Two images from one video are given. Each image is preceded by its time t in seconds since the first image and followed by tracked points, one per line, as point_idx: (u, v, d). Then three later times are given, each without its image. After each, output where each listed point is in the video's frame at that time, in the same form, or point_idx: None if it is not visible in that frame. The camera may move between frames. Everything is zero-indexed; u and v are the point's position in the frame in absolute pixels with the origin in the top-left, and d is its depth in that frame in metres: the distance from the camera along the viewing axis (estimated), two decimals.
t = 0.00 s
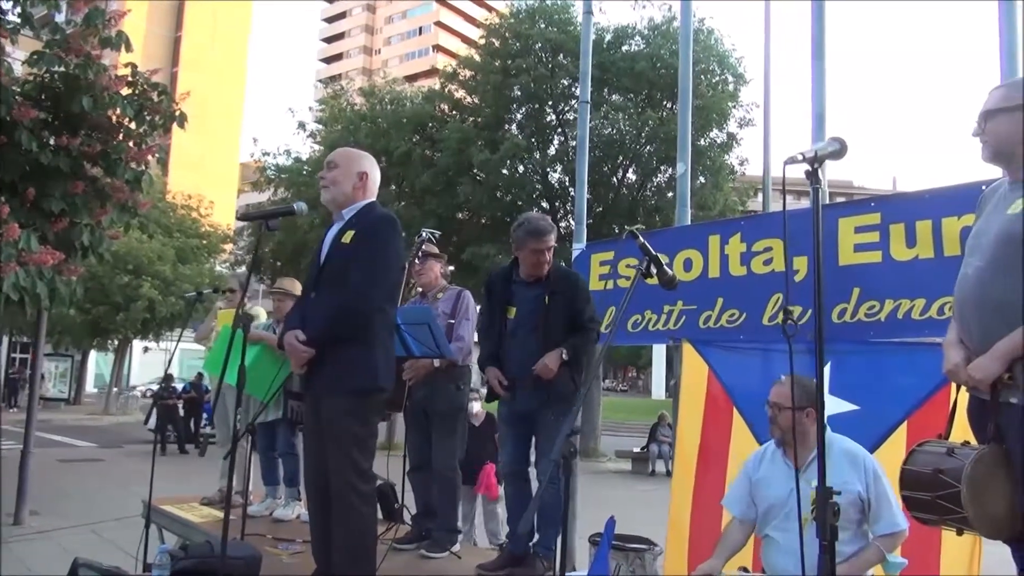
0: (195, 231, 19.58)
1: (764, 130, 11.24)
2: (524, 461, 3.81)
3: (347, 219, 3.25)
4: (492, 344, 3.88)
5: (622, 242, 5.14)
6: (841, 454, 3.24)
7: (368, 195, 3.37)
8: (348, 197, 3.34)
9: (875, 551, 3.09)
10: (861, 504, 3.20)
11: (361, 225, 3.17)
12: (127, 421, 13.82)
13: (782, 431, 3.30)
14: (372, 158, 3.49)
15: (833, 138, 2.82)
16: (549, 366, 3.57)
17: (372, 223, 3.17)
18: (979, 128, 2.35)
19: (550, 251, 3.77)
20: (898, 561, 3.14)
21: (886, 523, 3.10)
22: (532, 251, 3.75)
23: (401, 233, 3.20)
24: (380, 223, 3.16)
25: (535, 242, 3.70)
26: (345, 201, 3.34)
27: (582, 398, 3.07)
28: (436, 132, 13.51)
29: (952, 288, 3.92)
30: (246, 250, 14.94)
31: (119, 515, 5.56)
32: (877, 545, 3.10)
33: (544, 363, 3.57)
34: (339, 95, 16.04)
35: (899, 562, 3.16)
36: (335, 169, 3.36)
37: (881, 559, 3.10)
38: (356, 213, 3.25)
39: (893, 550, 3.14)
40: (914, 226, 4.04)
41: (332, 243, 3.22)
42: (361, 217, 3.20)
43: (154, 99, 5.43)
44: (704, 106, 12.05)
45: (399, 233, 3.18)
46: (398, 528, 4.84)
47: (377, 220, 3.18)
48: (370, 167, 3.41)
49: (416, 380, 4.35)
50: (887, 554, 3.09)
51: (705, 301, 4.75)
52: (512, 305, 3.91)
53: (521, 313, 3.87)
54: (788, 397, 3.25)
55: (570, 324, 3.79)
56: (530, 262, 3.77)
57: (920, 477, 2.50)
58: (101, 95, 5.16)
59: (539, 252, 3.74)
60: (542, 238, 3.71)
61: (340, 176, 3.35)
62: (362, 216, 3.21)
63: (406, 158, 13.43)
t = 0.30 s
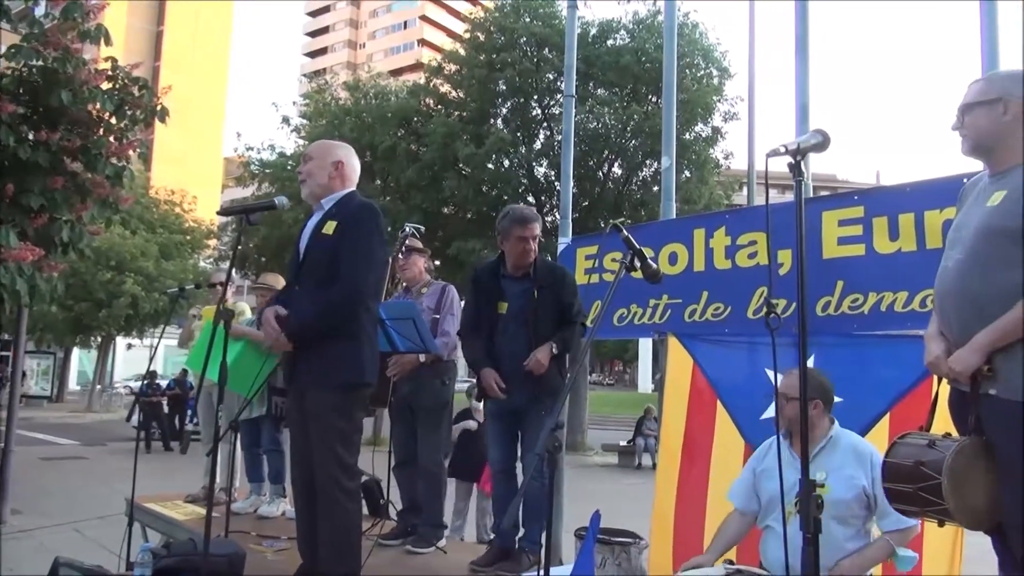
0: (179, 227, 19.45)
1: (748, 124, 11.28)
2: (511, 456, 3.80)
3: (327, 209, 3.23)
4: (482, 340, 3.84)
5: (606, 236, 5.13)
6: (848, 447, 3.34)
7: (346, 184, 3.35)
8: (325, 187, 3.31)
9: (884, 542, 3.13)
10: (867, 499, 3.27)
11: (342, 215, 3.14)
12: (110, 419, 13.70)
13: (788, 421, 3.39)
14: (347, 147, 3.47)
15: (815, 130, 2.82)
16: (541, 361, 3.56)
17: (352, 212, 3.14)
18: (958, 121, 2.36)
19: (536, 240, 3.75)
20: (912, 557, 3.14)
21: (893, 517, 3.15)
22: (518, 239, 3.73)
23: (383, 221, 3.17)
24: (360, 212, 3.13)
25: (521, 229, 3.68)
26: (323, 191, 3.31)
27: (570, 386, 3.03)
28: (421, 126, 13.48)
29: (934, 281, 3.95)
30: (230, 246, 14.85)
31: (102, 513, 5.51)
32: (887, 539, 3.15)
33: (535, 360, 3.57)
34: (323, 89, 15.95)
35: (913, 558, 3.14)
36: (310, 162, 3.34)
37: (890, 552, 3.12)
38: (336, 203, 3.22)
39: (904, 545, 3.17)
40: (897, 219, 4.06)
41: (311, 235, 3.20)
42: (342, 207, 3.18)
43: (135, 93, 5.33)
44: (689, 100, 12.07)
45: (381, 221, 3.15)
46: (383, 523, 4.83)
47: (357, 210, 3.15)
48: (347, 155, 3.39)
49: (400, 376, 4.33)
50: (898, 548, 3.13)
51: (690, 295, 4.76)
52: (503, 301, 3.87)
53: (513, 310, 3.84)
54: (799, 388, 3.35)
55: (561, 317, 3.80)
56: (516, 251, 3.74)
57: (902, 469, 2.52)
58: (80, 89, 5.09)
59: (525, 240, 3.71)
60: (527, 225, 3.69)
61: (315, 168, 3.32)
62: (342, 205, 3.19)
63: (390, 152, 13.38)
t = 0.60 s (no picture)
0: (165, 224, 19.32)
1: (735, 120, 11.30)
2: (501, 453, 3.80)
3: (312, 196, 3.22)
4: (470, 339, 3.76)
5: (594, 232, 5.14)
6: (847, 442, 3.39)
7: (332, 175, 3.34)
8: (310, 181, 3.30)
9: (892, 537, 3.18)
10: (863, 496, 3.32)
11: (328, 198, 3.13)
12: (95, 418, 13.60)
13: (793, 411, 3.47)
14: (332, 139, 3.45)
15: (801, 126, 2.83)
16: (536, 355, 3.59)
17: (337, 190, 3.14)
18: (939, 117, 2.39)
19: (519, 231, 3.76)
20: (922, 549, 3.19)
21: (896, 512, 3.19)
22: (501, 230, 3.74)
23: (370, 208, 3.14)
24: (345, 197, 3.11)
25: (502, 218, 3.70)
26: (308, 184, 3.31)
27: (557, 382, 3.03)
28: (409, 123, 13.45)
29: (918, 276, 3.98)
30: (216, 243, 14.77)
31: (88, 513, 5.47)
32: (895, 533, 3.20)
33: (527, 356, 3.58)
34: (310, 85, 15.87)
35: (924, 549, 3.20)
36: (293, 157, 3.32)
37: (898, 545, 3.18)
38: (320, 189, 3.21)
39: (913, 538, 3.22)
40: (881, 215, 4.08)
41: (296, 225, 3.18)
42: (326, 191, 3.16)
43: (119, 90, 5.30)
44: (676, 97, 12.10)
45: (367, 208, 3.12)
46: (372, 521, 4.83)
47: (342, 196, 3.12)
48: (331, 147, 3.36)
49: (388, 372, 4.32)
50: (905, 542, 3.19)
51: (677, 291, 4.77)
52: (492, 298, 3.83)
53: (501, 308, 3.81)
54: (810, 380, 3.43)
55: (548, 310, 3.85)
56: (499, 242, 3.73)
57: (885, 463, 2.54)
58: (63, 85, 5.02)
59: (507, 232, 3.72)
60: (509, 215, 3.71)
61: (299, 163, 3.31)
62: (325, 189, 3.18)
63: (378, 149, 13.35)
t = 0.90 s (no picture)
0: (156, 223, 19.25)
1: (727, 119, 11.33)
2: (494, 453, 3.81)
3: (303, 194, 3.21)
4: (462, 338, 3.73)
5: (587, 232, 5.15)
6: (845, 443, 3.41)
7: (324, 172, 3.33)
8: (302, 178, 3.30)
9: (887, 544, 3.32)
10: (855, 497, 3.36)
11: (319, 194, 3.13)
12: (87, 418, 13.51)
13: (791, 408, 3.46)
14: (326, 137, 3.44)
15: (792, 126, 2.84)
16: (537, 355, 3.67)
17: (329, 189, 3.14)
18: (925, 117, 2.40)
19: (518, 231, 3.77)
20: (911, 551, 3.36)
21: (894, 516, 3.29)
22: (499, 229, 3.75)
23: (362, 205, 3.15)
24: (338, 194, 3.10)
25: (502, 218, 3.70)
26: (300, 181, 3.31)
27: (551, 380, 3.03)
28: (402, 121, 13.44)
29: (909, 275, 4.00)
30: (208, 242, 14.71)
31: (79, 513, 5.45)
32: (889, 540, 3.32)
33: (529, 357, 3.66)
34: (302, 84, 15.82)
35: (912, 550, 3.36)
36: (286, 157, 3.34)
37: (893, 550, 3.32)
38: (312, 187, 3.20)
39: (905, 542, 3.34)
40: (873, 214, 4.10)
41: (288, 221, 3.18)
42: (318, 187, 3.16)
43: (111, 88, 5.26)
44: (669, 96, 12.12)
45: (360, 205, 3.13)
46: (365, 520, 4.83)
47: (335, 193, 3.12)
48: (323, 145, 3.35)
49: (381, 372, 4.32)
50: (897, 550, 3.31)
51: (670, 289, 4.79)
52: (490, 296, 3.82)
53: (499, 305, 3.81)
54: (811, 378, 3.44)
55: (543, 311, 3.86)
56: (497, 240, 3.73)
57: (876, 462, 2.55)
58: (54, 84, 4.96)
59: (507, 230, 3.72)
60: (510, 214, 3.71)
61: (292, 161, 3.31)
62: (318, 186, 3.17)
63: (371, 148, 13.32)
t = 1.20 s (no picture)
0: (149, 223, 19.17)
1: (721, 119, 11.35)
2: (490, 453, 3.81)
3: (297, 196, 3.20)
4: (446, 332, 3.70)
5: (582, 231, 5.15)
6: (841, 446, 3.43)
7: (316, 171, 3.33)
8: (294, 179, 3.30)
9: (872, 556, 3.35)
10: (846, 503, 3.37)
11: (313, 196, 3.12)
12: (80, 419, 13.43)
13: (791, 409, 3.48)
14: (314, 134, 3.44)
15: (786, 126, 2.85)
16: (531, 354, 3.68)
17: (322, 189, 3.13)
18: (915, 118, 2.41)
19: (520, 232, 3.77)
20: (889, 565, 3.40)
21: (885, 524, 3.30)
22: (501, 229, 3.75)
23: (355, 206, 3.14)
24: (331, 194, 3.10)
25: (507, 219, 3.69)
26: (292, 183, 3.30)
27: (545, 380, 3.03)
28: (395, 122, 13.44)
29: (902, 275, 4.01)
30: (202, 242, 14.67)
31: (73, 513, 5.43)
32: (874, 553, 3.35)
33: (522, 355, 3.68)
34: (296, 84, 15.78)
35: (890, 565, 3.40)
36: (277, 158, 3.33)
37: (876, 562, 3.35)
38: (305, 188, 3.19)
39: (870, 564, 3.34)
40: (866, 213, 4.11)
41: (283, 224, 3.17)
42: (312, 188, 3.15)
43: (103, 88, 5.30)
44: (663, 96, 12.13)
45: (353, 205, 3.12)
46: (360, 520, 4.82)
47: (328, 192, 3.12)
48: (314, 143, 3.36)
49: (376, 372, 4.32)
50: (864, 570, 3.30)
51: (665, 289, 4.80)
52: (484, 292, 3.81)
53: (493, 301, 3.80)
54: (810, 379, 3.46)
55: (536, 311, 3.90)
56: (499, 240, 3.74)
57: (868, 460, 2.56)
58: (46, 84, 4.93)
59: (509, 230, 3.73)
60: (514, 215, 3.71)
61: (283, 162, 3.31)
62: (311, 188, 3.16)
63: (365, 148, 13.31)
